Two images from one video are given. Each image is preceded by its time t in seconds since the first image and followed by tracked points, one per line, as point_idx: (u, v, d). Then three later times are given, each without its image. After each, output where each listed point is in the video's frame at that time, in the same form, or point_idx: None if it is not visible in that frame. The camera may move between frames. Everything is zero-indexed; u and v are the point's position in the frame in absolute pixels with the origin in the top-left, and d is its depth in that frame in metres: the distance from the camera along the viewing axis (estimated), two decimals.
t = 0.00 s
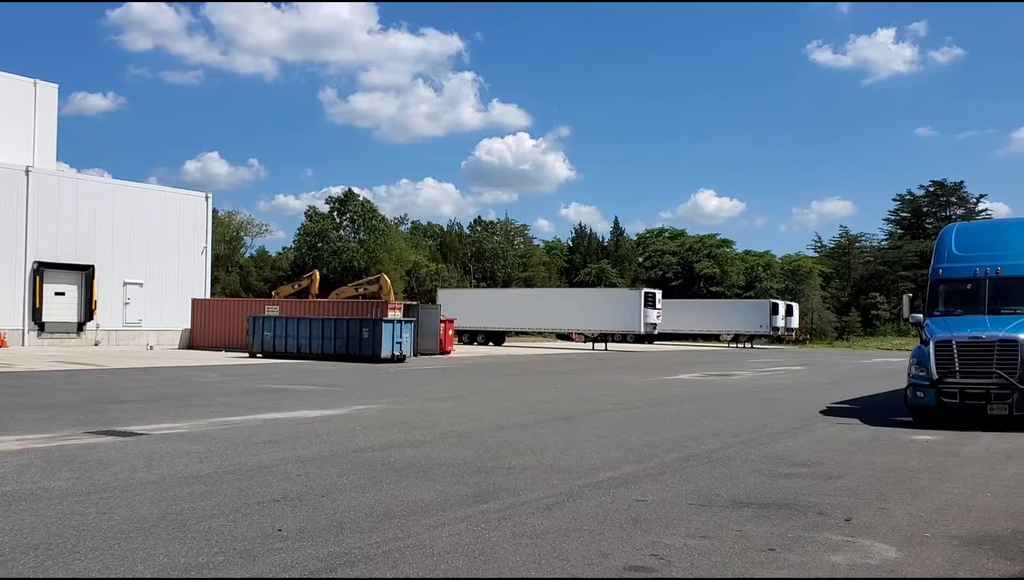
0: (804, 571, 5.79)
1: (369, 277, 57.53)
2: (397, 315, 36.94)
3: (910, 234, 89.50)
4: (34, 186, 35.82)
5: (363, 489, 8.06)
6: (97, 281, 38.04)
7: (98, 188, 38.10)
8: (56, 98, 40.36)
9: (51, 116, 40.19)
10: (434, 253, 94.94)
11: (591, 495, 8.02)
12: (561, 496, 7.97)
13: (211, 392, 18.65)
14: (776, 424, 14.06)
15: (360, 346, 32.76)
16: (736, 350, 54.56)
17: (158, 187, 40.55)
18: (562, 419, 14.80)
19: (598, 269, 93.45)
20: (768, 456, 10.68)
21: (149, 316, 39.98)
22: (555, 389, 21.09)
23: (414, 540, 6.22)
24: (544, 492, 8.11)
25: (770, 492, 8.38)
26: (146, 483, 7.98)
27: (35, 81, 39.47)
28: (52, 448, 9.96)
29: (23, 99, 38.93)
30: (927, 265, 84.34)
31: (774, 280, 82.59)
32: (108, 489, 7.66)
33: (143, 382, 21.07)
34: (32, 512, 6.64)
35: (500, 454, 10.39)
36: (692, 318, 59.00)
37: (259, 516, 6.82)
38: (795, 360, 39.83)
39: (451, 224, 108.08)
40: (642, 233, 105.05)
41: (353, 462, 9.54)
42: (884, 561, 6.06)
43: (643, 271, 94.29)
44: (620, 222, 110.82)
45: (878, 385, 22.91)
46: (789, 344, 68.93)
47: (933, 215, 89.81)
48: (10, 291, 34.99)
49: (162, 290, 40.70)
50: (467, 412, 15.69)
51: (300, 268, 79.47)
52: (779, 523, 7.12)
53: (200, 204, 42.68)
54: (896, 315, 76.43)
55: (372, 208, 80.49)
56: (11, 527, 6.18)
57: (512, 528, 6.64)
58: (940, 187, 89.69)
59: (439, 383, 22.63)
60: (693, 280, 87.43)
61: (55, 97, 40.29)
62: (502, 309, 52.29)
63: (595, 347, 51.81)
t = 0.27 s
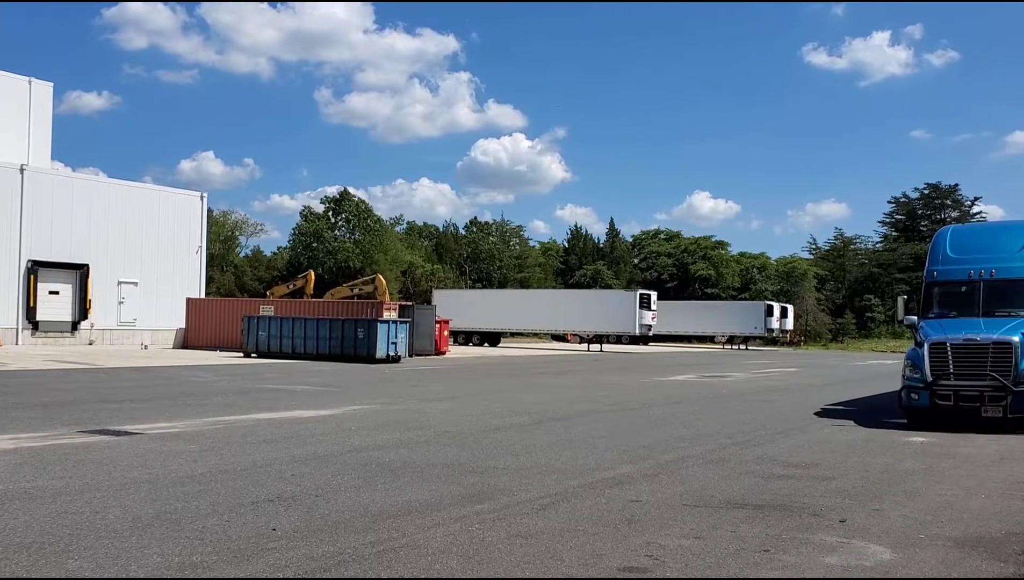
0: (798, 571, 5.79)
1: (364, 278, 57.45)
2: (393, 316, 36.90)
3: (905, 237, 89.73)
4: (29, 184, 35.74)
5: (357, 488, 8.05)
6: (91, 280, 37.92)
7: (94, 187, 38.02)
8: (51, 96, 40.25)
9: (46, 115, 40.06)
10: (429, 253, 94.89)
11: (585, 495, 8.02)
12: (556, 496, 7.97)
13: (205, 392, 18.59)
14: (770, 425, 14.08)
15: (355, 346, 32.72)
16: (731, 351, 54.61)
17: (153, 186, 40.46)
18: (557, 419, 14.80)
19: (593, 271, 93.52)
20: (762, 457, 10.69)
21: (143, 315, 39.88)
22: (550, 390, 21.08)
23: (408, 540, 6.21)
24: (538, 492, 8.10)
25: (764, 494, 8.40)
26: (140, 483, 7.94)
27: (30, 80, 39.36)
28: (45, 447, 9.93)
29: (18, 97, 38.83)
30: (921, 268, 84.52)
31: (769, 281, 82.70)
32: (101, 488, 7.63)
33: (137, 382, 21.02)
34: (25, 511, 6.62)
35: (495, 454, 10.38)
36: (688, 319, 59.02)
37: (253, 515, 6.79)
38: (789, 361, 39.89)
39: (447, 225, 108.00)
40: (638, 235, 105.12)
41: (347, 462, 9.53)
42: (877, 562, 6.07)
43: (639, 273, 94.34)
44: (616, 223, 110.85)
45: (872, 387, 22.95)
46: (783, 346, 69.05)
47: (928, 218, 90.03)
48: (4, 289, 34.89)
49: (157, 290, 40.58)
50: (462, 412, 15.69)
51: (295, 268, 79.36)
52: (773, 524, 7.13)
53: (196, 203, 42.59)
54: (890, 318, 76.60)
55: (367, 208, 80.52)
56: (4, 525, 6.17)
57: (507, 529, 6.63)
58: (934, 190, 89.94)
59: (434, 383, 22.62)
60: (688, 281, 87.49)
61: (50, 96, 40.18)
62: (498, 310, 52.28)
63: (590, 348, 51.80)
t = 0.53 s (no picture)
0: (799, 572, 5.80)
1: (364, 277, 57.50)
2: (393, 315, 36.91)
3: (905, 238, 89.74)
4: (29, 183, 35.75)
5: (358, 488, 8.06)
6: (92, 279, 37.93)
7: (94, 186, 38.03)
8: (52, 95, 40.26)
9: (47, 113, 40.07)
10: (429, 253, 94.92)
11: (586, 496, 8.03)
12: (556, 497, 7.97)
13: (205, 391, 18.59)
14: (771, 426, 14.08)
15: (355, 346, 32.72)
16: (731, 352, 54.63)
17: (154, 186, 40.47)
18: (557, 420, 14.80)
19: (593, 271, 93.56)
20: (763, 458, 10.70)
21: (144, 314, 39.88)
22: (550, 390, 21.10)
23: (409, 540, 6.21)
24: (539, 493, 8.10)
25: (764, 495, 8.40)
26: (141, 482, 7.95)
27: (31, 79, 39.36)
28: (47, 445, 9.94)
29: (19, 96, 38.84)
30: (921, 269, 84.52)
31: (769, 282, 82.72)
32: (101, 487, 7.63)
33: (137, 381, 21.02)
34: (26, 509, 6.63)
35: (495, 454, 10.39)
36: (688, 320, 59.03)
37: (254, 515, 6.80)
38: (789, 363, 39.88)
39: (447, 225, 108.00)
40: (638, 235, 105.14)
41: (348, 462, 9.53)
42: (878, 563, 6.07)
43: (639, 273, 94.39)
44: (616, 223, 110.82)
45: (872, 388, 22.96)
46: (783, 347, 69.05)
47: (928, 219, 90.01)
48: (4, 288, 34.91)
49: (157, 289, 40.59)
50: (462, 412, 15.69)
51: (296, 267, 79.45)
52: (774, 525, 7.13)
53: (197, 202, 42.59)
54: (890, 319, 76.65)
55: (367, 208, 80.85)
56: (4, 524, 6.18)
57: (508, 529, 6.63)
58: (934, 191, 89.94)
59: (434, 383, 22.63)
60: (688, 282, 87.47)
61: (52, 95, 40.19)
62: (497, 311, 52.30)
63: (590, 349, 51.81)
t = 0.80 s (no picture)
0: (804, 572, 5.79)
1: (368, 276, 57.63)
2: (397, 314, 36.93)
3: (910, 238, 89.59)
4: (35, 181, 35.87)
5: (362, 486, 8.07)
6: (97, 277, 38.03)
7: (99, 185, 38.13)
8: (58, 93, 40.39)
9: (53, 112, 40.19)
10: (434, 252, 94.99)
11: (590, 495, 8.01)
12: (561, 496, 7.96)
13: (210, 389, 18.63)
14: (775, 426, 14.06)
15: (359, 345, 32.75)
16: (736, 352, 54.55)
17: (159, 184, 40.57)
18: (561, 419, 14.79)
19: (598, 270, 93.56)
20: (768, 457, 10.69)
21: (148, 312, 39.98)
22: (554, 389, 21.09)
23: (414, 538, 6.22)
24: (543, 492, 8.09)
25: (769, 494, 8.38)
26: (146, 480, 7.96)
27: (38, 77, 39.42)
28: (52, 443, 9.97)
29: (25, 95, 38.96)
30: (927, 269, 84.28)
31: (774, 282, 82.63)
32: (107, 485, 7.64)
33: (142, 379, 21.06)
34: (32, 507, 6.65)
35: (500, 453, 10.38)
36: (692, 320, 58.97)
37: (259, 513, 6.81)
38: (794, 363, 39.81)
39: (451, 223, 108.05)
40: (643, 234, 105.08)
41: (352, 460, 9.54)
42: (883, 563, 6.06)
43: (643, 272, 94.32)
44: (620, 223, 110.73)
45: (877, 388, 22.90)
46: (788, 347, 68.96)
47: (933, 219, 89.81)
48: (10, 286, 35.03)
49: (162, 287, 40.68)
50: (466, 411, 15.70)
51: (301, 265, 79.63)
52: (779, 525, 7.12)
53: (202, 201, 42.68)
54: (895, 318, 76.52)
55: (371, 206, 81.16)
56: (9, 521, 6.20)
57: (512, 528, 6.63)
58: (940, 191, 89.69)
59: (438, 382, 22.64)
60: (693, 281, 87.34)
61: (57, 93, 40.32)
62: (501, 310, 52.31)
63: (594, 348, 51.80)
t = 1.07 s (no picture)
0: (815, 572, 5.77)
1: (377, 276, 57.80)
2: (406, 313, 36.98)
3: (920, 237, 89.17)
4: (46, 181, 36.06)
5: (373, 485, 8.09)
6: (107, 277, 38.21)
7: (109, 185, 38.31)
8: (68, 94, 40.59)
9: (63, 112, 40.40)
10: (443, 251, 95.06)
11: (600, 495, 8.00)
12: (571, 495, 7.96)
13: (220, 388, 18.70)
14: (786, 425, 14.01)
15: (368, 344, 32.82)
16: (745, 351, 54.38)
17: (169, 184, 40.74)
18: (571, 418, 14.77)
19: (607, 269, 93.48)
20: (778, 457, 10.65)
21: (158, 312, 40.14)
22: (563, 388, 21.08)
23: (424, 537, 6.23)
24: (553, 491, 8.08)
25: (780, 494, 8.35)
26: (157, 478, 8.00)
27: (48, 77, 39.68)
28: (64, 442, 10.03)
29: (35, 95, 39.17)
30: (937, 267, 83.81)
31: (784, 281, 82.32)
32: (118, 484, 7.68)
33: (152, 378, 21.15)
34: (45, 505, 6.69)
35: (509, 452, 10.39)
36: (701, 319, 58.84)
37: (269, 512, 6.83)
38: (804, 362, 39.63)
39: (460, 223, 108.13)
40: (651, 233, 104.90)
41: (361, 459, 9.56)
42: (895, 563, 6.03)
43: (652, 271, 94.12)
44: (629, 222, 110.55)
45: (887, 388, 22.79)
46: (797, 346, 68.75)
47: (943, 218, 89.34)
48: (21, 286, 35.24)
49: (172, 287, 40.85)
50: (475, 410, 15.70)
51: (310, 265, 79.83)
52: (790, 524, 7.09)
53: (211, 200, 42.83)
54: (905, 317, 76.18)
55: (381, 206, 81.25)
56: (22, 519, 6.24)
57: (522, 527, 6.63)
58: (950, 189, 89.19)
59: (448, 381, 22.65)
60: (703, 280, 87.05)
61: (68, 93, 40.52)
62: (510, 310, 52.33)
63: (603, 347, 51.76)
